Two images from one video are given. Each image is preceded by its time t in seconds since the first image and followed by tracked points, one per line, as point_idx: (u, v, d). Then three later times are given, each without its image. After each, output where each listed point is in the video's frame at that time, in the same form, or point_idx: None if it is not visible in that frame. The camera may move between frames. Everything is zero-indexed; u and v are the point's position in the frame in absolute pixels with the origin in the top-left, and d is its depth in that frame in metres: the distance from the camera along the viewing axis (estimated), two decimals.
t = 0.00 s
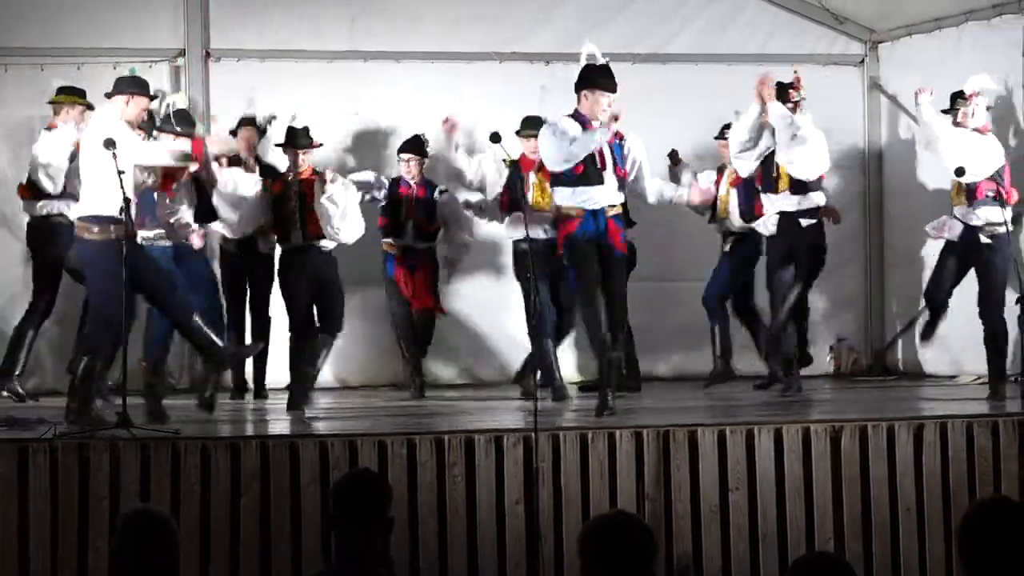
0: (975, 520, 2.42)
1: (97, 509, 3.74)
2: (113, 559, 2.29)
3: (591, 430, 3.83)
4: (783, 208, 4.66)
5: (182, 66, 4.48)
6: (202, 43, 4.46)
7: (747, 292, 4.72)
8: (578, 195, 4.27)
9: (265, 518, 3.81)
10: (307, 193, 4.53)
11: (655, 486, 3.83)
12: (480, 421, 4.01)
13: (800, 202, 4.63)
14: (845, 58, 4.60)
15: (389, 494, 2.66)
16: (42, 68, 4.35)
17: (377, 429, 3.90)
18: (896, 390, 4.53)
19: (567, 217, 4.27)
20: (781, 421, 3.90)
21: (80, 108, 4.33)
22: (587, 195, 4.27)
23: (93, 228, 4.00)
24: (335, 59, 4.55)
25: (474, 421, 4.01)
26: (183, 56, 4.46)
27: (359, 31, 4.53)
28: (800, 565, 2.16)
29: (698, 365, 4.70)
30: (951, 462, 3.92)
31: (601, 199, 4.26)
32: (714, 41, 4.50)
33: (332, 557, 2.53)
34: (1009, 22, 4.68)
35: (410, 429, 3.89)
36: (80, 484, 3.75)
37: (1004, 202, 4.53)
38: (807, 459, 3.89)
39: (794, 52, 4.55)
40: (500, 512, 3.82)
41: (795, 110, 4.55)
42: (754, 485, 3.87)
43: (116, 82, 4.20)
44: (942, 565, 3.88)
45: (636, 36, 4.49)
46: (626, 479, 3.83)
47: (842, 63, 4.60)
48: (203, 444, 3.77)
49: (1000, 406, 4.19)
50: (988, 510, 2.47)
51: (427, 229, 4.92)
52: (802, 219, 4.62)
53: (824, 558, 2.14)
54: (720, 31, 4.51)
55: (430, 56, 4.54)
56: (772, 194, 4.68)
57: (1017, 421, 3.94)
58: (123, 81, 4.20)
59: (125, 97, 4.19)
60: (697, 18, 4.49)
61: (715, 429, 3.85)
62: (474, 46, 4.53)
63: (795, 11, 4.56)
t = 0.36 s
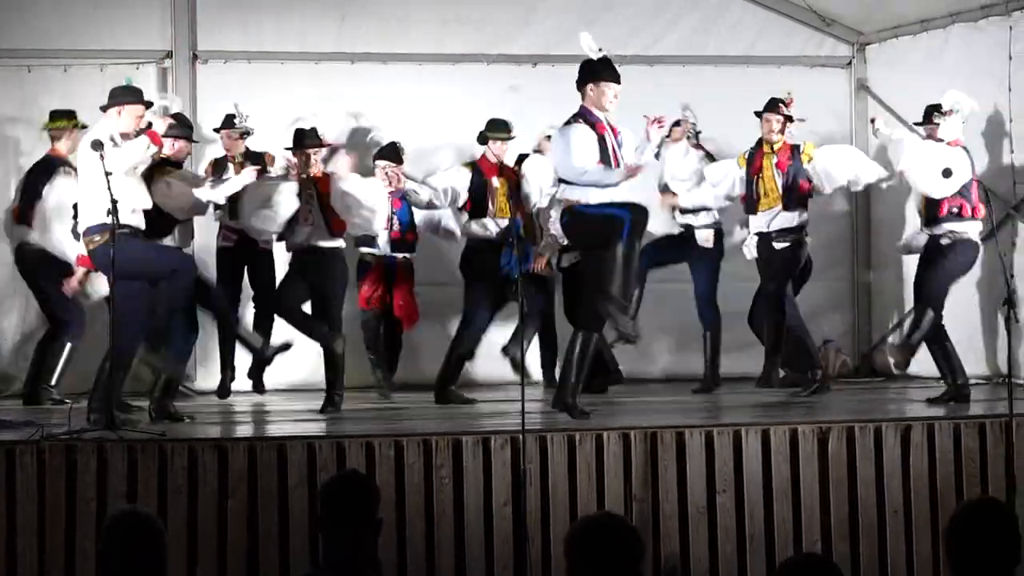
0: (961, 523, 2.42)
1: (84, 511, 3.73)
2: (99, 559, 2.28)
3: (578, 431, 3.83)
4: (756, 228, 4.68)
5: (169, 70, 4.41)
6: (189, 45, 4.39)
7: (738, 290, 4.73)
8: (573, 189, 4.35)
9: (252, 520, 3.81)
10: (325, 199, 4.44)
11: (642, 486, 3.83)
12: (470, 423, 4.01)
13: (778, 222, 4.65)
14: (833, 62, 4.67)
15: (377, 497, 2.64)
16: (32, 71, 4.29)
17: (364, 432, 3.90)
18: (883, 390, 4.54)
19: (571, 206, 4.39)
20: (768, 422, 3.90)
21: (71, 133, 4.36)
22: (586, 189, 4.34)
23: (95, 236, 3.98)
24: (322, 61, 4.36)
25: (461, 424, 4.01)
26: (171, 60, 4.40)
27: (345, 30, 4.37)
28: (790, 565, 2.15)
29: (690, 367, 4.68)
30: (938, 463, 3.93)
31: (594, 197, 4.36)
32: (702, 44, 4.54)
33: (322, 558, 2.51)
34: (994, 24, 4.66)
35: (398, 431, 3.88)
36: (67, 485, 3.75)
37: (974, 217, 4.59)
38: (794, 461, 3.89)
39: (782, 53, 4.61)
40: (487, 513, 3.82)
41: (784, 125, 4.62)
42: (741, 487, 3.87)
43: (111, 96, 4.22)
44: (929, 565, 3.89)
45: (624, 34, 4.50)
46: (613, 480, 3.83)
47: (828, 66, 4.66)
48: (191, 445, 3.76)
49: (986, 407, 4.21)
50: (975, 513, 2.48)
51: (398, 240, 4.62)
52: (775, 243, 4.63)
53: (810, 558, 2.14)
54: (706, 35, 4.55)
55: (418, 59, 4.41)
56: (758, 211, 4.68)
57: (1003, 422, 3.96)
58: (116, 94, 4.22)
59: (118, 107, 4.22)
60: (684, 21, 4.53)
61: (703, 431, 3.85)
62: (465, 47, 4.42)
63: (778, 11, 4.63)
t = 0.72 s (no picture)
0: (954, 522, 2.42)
1: (74, 513, 3.72)
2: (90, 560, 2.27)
3: (568, 433, 3.83)
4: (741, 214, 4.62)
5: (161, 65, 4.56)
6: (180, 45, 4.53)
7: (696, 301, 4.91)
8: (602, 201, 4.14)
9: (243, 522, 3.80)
10: (329, 190, 4.48)
11: (632, 488, 3.83)
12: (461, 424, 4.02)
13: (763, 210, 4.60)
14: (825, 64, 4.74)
15: (368, 500, 2.62)
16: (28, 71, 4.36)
17: (354, 433, 3.90)
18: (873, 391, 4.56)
19: (622, 229, 4.20)
20: (759, 424, 3.90)
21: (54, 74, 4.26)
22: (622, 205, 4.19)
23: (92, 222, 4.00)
24: (314, 62, 4.51)
25: (451, 425, 4.02)
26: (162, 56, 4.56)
27: (334, 32, 4.51)
28: (778, 567, 2.15)
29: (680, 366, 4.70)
30: (928, 465, 3.93)
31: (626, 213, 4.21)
32: (689, 48, 4.60)
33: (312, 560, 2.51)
34: (984, 25, 4.71)
35: (388, 432, 3.88)
36: (57, 487, 3.74)
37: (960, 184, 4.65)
38: (785, 463, 3.89)
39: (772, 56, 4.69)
40: (478, 514, 3.82)
41: (763, 119, 4.60)
42: (731, 488, 3.87)
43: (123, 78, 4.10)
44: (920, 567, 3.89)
45: (611, 38, 4.55)
46: (604, 481, 3.83)
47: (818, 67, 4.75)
48: (181, 447, 3.77)
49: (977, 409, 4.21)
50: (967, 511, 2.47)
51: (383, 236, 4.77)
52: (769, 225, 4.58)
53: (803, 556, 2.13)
54: (693, 40, 4.60)
55: (409, 59, 4.53)
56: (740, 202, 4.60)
57: (993, 424, 3.96)
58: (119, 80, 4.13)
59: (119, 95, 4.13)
60: (673, 24, 4.56)
61: (693, 433, 3.86)
62: (453, 48, 4.53)
63: (762, 11, 4.68)
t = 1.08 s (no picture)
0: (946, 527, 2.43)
1: (68, 514, 3.72)
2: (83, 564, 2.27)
3: (562, 435, 3.82)
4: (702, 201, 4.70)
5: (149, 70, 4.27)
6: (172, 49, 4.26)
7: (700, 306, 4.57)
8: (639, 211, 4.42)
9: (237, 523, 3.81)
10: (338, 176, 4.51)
11: (626, 489, 3.84)
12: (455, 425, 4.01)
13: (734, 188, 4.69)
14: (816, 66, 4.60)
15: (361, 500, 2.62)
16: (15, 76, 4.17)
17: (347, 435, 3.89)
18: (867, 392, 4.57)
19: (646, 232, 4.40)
20: (754, 425, 3.90)
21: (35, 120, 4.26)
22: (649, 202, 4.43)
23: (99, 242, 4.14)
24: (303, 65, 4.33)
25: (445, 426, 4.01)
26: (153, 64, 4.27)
27: (330, 36, 4.36)
28: (773, 568, 2.15)
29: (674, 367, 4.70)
30: (922, 467, 3.93)
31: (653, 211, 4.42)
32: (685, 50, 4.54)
33: (305, 561, 2.51)
34: (978, 27, 4.66)
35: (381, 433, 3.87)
36: (51, 489, 3.73)
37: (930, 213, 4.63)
38: (778, 464, 3.90)
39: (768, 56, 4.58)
40: (471, 515, 3.83)
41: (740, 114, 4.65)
42: (725, 489, 3.88)
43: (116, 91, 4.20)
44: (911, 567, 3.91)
45: (606, 38, 4.50)
46: (597, 483, 3.83)
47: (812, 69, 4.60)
48: (174, 449, 3.76)
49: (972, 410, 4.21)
50: (960, 516, 2.48)
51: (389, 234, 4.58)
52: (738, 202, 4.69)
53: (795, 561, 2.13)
54: (689, 40, 4.55)
55: (400, 60, 4.38)
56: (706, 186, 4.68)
57: (988, 425, 3.95)
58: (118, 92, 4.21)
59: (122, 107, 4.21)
60: (669, 24, 4.51)
61: (687, 434, 3.86)
62: (446, 50, 4.41)
63: (753, 11, 4.57)
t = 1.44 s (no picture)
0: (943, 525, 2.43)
1: (64, 516, 3.72)
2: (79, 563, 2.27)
3: (558, 438, 3.82)
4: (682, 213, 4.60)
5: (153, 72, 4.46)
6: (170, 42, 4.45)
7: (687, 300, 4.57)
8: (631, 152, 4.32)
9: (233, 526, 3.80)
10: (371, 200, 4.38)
11: (622, 490, 3.84)
12: (452, 428, 4.02)
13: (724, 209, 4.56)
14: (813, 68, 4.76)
15: (357, 503, 2.61)
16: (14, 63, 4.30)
17: (344, 437, 3.90)
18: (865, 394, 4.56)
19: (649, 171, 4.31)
20: (749, 428, 3.90)
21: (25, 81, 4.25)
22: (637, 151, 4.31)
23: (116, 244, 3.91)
24: (305, 66, 4.53)
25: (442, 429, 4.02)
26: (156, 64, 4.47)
27: (327, 37, 4.52)
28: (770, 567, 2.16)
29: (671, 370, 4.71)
30: (918, 469, 3.93)
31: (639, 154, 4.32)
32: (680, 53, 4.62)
33: (303, 562, 2.51)
34: (974, 29, 4.78)
35: (377, 436, 3.88)
36: (47, 491, 3.72)
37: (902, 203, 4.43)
38: (774, 467, 3.90)
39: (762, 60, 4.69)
40: (467, 518, 3.83)
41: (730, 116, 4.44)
42: (721, 492, 3.88)
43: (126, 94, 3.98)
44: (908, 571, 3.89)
45: (603, 41, 4.63)
46: (593, 486, 3.83)
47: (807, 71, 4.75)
48: (171, 450, 3.76)
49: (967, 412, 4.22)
50: (957, 516, 2.47)
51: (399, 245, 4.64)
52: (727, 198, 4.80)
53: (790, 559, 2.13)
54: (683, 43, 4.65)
55: (399, 64, 4.59)
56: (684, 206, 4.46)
57: (983, 427, 3.96)
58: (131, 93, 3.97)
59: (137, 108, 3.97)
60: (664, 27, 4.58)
61: (683, 437, 3.86)
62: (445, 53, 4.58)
63: (745, 12, 4.69)
